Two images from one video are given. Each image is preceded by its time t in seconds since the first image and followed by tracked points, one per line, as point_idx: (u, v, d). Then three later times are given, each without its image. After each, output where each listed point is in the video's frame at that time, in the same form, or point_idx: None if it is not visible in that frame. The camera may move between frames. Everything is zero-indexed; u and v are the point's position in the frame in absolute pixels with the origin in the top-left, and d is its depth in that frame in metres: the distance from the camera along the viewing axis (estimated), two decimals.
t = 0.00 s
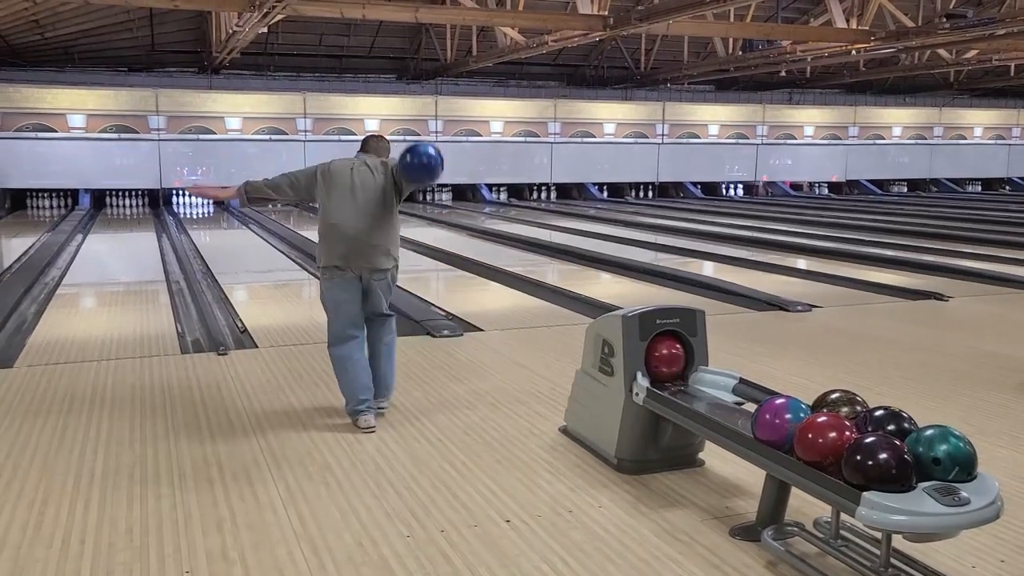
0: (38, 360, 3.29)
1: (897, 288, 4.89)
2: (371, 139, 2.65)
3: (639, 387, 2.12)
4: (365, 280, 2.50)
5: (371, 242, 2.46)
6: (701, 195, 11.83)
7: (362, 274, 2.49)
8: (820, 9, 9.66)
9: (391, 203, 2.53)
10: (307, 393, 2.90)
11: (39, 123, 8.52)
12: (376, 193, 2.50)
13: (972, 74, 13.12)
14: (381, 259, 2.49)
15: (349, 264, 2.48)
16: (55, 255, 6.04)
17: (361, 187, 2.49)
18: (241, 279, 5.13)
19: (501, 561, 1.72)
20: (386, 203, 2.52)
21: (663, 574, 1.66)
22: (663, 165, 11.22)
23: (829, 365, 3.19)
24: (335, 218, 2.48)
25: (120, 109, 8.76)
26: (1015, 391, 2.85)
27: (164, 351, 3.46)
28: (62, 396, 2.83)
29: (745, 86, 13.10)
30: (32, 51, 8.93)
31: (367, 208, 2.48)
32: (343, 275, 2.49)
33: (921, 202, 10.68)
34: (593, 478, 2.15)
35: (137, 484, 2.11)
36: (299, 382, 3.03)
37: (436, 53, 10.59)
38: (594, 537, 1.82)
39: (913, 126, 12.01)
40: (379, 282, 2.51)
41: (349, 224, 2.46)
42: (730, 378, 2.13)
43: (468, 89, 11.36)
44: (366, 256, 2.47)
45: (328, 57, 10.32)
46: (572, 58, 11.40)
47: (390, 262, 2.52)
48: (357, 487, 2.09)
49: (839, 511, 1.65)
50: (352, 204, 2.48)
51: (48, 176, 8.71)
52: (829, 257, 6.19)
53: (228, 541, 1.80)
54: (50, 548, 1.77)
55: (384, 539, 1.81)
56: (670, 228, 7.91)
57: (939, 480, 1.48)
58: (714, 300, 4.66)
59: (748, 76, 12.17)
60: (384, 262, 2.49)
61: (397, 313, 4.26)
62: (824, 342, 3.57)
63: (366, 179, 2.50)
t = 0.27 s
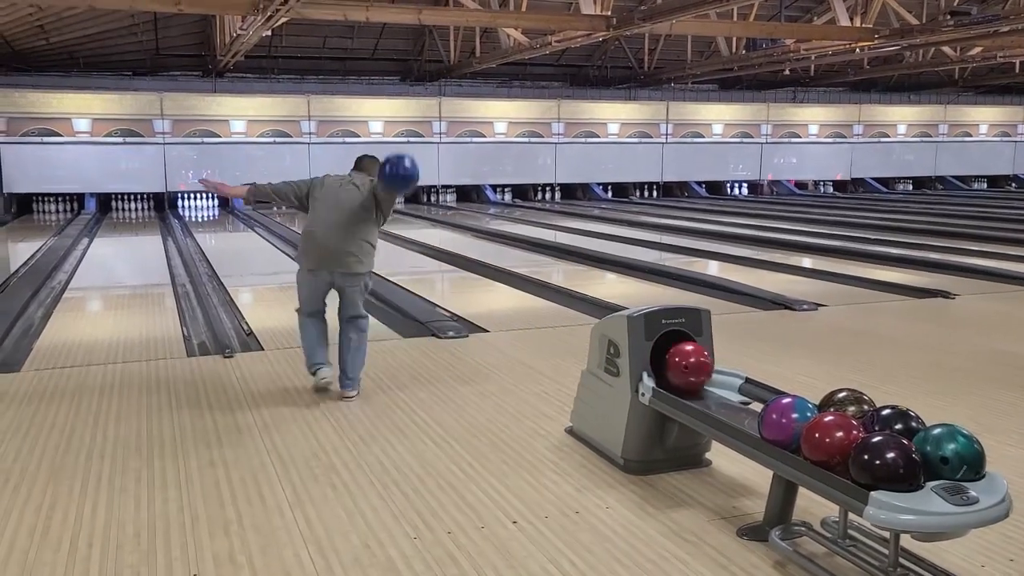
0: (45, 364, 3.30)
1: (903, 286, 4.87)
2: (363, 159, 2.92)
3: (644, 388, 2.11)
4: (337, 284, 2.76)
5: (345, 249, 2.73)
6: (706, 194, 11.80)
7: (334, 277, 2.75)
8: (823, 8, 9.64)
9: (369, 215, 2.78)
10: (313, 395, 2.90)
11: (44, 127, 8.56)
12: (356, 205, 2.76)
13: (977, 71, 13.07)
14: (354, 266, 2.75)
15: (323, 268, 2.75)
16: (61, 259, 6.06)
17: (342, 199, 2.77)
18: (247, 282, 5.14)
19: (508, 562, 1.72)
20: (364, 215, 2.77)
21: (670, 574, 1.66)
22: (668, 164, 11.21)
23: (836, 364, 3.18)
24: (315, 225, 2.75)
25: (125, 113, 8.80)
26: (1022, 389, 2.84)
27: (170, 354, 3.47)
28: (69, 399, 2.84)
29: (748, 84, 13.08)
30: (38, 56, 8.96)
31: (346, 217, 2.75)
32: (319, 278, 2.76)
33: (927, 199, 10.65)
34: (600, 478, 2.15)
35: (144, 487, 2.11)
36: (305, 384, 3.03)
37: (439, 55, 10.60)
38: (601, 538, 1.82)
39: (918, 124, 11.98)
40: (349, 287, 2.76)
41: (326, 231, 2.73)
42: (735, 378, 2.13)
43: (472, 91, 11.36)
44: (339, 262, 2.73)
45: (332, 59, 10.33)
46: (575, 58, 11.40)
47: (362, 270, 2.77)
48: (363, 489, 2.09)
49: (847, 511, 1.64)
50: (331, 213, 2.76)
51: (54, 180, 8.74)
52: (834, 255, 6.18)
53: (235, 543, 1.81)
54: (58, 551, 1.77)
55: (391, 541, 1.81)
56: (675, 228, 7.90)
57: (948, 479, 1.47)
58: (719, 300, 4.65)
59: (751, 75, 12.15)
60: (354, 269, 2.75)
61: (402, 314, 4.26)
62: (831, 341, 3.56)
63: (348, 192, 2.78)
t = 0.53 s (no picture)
0: (53, 368, 3.32)
1: (910, 284, 4.85)
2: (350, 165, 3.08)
3: (651, 389, 2.11)
4: (304, 283, 2.88)
5: (305, 247, 2.85)
6: (711, 194, 11.78)
7: (301, 277, 2.87)
8: (826, 7, 9.63)
9: (336, 216, 2.89)
10: (320, 397, 2.91)
11: (51, 132, 8.59)
12: (324, 209, 2.90)
13: (983, 69, 13.02)
14: (316, 264, 2.84)
15: (290, 267, 2.89)
16: (69, 264, 6.09)
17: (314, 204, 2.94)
18: (253, 285, 5.16)
19: (516, 563, 1.72)
20: (331, 217, 2.89)
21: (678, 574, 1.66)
22: (672, 165, 11.20)
23: (843, 363, 3.18)
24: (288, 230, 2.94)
25: (131, 117, 8.83)
26: None
27: (177, 358, 3.48)
28: (77, 403, 2.85)
29: (753, 84, 13.06)
30: (44, 61, 9.01)
31: (313, 220, 2.89)
32: (291, 279, 2.92)
33: (933, 197, 10.61)
34: (607, 480, 2.15)
35: (152, 490, 2.12)
36: (311, 386, 3.04)
37: (443, 57, 10.61)
38: (610, 539, 1.82)
39: (924, 122, 11.94)
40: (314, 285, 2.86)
41: (294, 234, 2.91)
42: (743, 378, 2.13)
43: (477, 92, 11.38)
44: (301, 260, 2.86)
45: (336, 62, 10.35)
46: (580, 59, 11.40)
47: (325, 268, 2.85)
48: (371, 491, 2.10)
49: (856, 510, 1.64)
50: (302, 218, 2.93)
51: (61, 185, 8.78)
52: (840, 254, 6.16)
53: (243, 545, 1.81)
54: (68, 555, 1.78)
55: (399, 543, 1.81)
56: (680, 228, 7.90)
57: (957, 478, 1.47)
58: (726, 299, 4.65)
59: (756, 74, 12.13)
60: (316, 266, 2.84)
61: (408, 316, 4.27)
62: (838, 340, 3.55)
63: (319, 198, 2.94)
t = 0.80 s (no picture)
0: (60, 372, 3.33)
1: (916, 284, 4.84)
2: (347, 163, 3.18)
3: (657, 390, 2.11)
4: (302, 266, 2.89)
5: (307, 229, 2.86)
6: (716, 195, 11.76)
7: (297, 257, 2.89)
8: (831, 7, 9.62)
9: (338, 203, 2.95)
10: (327, 400, 2.91)
11: (58, 137, 8.63)
12: (321, 195, 2.96)
13: (989, 68, 12.98)
14: (314, 246, 2.86)
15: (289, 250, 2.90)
16: (76, 267, 6.11)
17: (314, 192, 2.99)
18: (259, 288, 5.17)
19: (523, 565, 1.72)
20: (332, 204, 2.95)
21: None
22: (678, 166, 11.19)
23: (850, 364, 3.17)
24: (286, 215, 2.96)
25: (137, 122, 8.86)
26: None
27: (184, 361, 3.49)
28: (85, 407, 2.87)
29: (758, 84, 13.05)
30: (51, 66, 9.06)
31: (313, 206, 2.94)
32: (285, 263, 2.93)
33: (939, 197, 10.57)
34: (614, 481, 2.15)
35: (159, 493, 2.13)
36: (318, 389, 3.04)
37: (448, 59, 10.63)
38: (617, 541, 1.82)
39: (929, 122, 11.91)
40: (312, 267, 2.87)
41: (292, 220, 2.94)
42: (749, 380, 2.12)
43: (481, 94, 11.39)
44: (302, 242, 2.86)
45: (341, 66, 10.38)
46: (584, 61, 11.40)
47: (323, 250, 2.86)
48: (378, 494, 2.10)
49: (863, 512, 1.64)
50: (301, 204, 2.97)
51: (67, 190, 8.82)
52: (846, 254, 6.15)
53: (251, 548, 1.82)
54: (76, 558, 1.78)
55: (406, 546, 1.81)
56: (685, 229, 7.89)
57: (964, 479, 1.46)
58: (732, 300, 4.64)
59: (761, 75, 12.12)
60: (318, 248, 2.85)
61: (414, 318, 4.28)
62: (845, 341, 3.54)
63: (320, 187, 3.00)
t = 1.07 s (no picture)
0: (70, 373, 3.35)
1: (925, 284, 4.82)
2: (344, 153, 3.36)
3: (665, 390, 2.10)
4: (322, 254, 3.07)
5: (323, 218, 3.05)
6: (724, 195, 11.73)
7: (319, 247, 3.07)
8: (839, 6, 9.59)
9: (347, 191, 3.15)
10: (334, 400, 2.92)
11: (67, 139, 8.68)
12: (333, 186, 3.15)
13: (998, 67, 12.92)
14: (335, 233, 3.06)
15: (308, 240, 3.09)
16: (85, 269, 6.14)
17: (323, 182, 3.18)
18: (267, 289, 5.18)
19: (532, 566, 1.72)
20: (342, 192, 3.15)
21: None
22: (685, 166, 11.18)
23: (859, 364, 3.16)
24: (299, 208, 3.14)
25: (145, 123, 8.90)
26: None
27: (193, 362, 3.51)
28: (95, 408, 2.88)
29: (765, 84, 13.02)
30: (60, 68, 9.11)
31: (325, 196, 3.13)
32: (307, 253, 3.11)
33: (949, 196, 10.52)
34: (622, 482, 2.14)
35: (169, 494, 2.14)
36: (326, 390, 3.05)
37: (455, 60, 10.64)
38: (625, 541, 1.82)
39: (938, 121, 11.86)
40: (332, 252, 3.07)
41: (309, 212, 3.11)
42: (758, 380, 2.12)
43: (489, 95, 11.40)
44: (321, 231, 3.06)
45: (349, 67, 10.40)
46: (591, 61, 11.40)
47: (344, 237, 3.07)
48: (386, 494, 2.10)
49: (872, 512, 1.63)
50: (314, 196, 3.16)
51: (77, 191, 8.86)
52: (855, 254, 6.13)
53: (260, 548, 1.82)
54: (86, 558, 1.79)
55: (414, 546, 1.82)
56: (693, 230, 7.87)
57: (974, 480, 1.46)
58: (740, 301, 4.63)
59: (769, 75, 12.09)
60: (335, 234, 3.05)
61: (422, 318, 4.29)
62: (853, 341, 3.53)
63: (327, 177, 3.19)
